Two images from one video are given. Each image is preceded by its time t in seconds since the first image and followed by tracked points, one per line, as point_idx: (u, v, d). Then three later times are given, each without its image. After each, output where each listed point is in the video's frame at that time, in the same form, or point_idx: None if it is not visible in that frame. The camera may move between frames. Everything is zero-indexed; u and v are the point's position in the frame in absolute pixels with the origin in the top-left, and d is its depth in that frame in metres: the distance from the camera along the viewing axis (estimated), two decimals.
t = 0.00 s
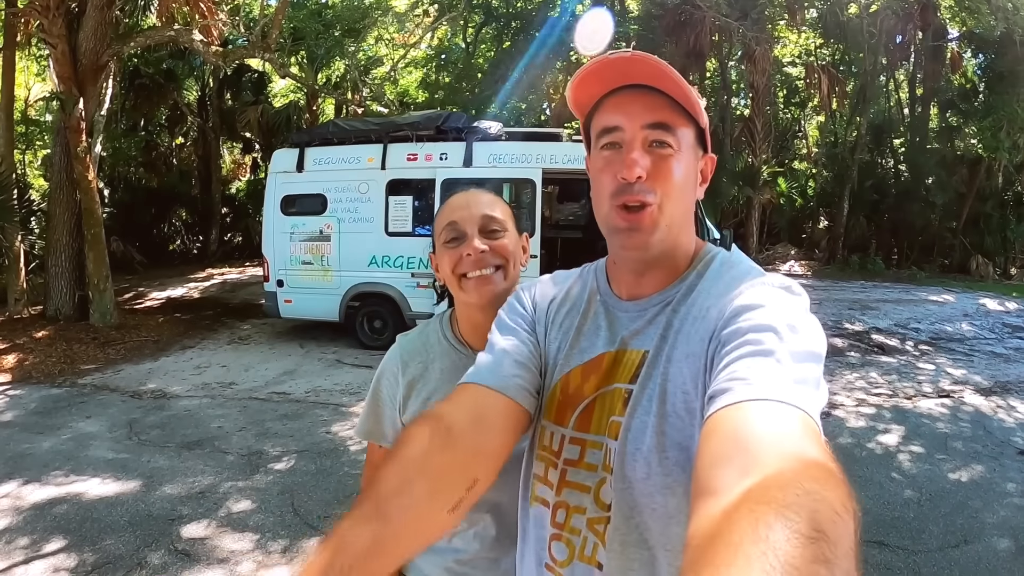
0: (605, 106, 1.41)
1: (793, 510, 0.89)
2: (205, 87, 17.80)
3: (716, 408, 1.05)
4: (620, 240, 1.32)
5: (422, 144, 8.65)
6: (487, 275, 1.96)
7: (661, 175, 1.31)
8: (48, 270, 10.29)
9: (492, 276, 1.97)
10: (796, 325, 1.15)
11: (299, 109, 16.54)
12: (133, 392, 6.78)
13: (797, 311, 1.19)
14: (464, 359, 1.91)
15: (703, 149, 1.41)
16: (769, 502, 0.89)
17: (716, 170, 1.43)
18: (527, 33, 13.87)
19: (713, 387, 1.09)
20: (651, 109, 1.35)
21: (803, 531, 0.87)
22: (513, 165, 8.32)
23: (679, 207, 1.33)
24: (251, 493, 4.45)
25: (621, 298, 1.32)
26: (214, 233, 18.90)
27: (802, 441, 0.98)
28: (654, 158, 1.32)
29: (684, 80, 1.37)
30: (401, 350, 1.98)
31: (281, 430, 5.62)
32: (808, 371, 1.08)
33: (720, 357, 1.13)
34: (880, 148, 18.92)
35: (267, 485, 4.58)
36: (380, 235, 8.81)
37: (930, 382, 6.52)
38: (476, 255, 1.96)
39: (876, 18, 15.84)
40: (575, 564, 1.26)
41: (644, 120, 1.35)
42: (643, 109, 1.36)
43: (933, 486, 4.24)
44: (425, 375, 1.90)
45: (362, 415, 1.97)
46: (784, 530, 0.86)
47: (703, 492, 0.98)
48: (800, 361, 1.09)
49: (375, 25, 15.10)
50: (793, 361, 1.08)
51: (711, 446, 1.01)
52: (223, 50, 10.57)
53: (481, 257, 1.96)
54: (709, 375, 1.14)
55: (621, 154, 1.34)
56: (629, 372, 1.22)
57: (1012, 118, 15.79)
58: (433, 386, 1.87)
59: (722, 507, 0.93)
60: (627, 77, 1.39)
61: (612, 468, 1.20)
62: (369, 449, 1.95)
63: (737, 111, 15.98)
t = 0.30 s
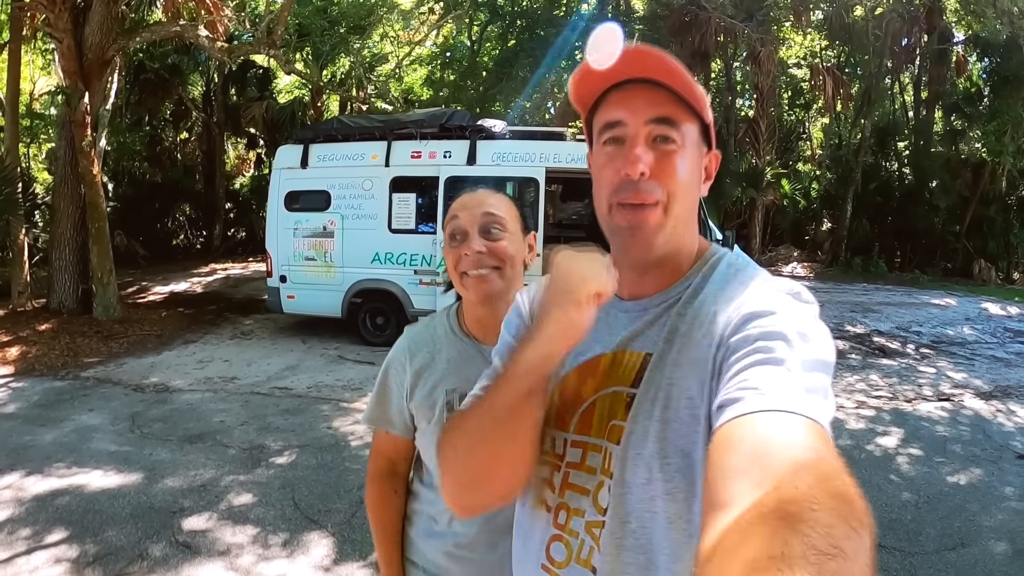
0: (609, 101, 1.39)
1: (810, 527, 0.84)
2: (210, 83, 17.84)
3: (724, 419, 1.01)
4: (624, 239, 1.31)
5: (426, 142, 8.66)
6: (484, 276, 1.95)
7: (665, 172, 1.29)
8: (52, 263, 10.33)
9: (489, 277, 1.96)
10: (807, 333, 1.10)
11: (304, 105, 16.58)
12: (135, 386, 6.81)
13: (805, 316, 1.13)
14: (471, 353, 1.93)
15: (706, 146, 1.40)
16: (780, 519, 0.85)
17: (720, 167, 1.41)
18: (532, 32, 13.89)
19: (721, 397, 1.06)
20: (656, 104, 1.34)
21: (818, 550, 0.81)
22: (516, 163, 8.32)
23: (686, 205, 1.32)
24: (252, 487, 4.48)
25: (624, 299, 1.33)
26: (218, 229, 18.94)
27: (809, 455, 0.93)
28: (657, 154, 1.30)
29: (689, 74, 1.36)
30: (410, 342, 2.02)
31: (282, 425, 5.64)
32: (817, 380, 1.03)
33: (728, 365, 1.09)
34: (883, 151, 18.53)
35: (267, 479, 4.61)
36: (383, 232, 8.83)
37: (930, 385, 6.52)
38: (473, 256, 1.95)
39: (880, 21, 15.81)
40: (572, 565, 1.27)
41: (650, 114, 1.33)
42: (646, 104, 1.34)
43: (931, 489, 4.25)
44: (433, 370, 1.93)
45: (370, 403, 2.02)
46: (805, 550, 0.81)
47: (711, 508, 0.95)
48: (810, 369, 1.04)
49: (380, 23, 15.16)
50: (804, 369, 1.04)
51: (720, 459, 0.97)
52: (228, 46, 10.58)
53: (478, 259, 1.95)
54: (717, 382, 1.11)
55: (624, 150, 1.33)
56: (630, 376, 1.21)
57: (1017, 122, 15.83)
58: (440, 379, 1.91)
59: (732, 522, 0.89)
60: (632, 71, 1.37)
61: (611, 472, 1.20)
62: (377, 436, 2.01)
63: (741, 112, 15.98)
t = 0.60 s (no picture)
0: (620, 91, 1.39)
1: (830, 526, 0.87)
2: (211, 78, 17.86)
3: (738, 421, 1.00)
4: (630, 235, 1.31)
5: (425, 140, 8.69)
6: (436, 271, 2.11)
7: (677, 167, 1.29)
8: (52, 256, 10.35)
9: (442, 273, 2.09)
10: (821, 335, 1.10)
11: (304, 102, 16.58)
12: (134, 379, 6.83)
13: (814, 317, 1.12)
14: (458, 336, 2.04)
15: (719, 139, 1.39)
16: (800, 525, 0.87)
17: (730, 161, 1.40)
18: (533, 31, 13.90)
19: (731, 398, 1.04)
20: (669, 98, 1.34)
21: (839, 553, 0.84)
22: (515, 162, 8.38)
23: (696, 201, 1.32)
24: (249, 478, 4.50)
25: (624, 292, 1.33)
26: (217, 224, 18.92)
27: (832, 461, 0.94)
28: (670, 149, 1.31)
29: (706, 67, 1.36)
30: (408, 325, 2.12)
31: (279, 418, 5.67)
32: (825, 386, 1.03)
33: (738, 365, 1.07)
34: (883, 154, 18.87)
35: (264, 470, 4.64)
36: (382, 229, 8.85)
37: (923, 387, 6.56)
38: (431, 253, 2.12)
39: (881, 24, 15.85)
40: (568, 561, 1.25)
41: (664, 109, 1.33)
42: (661, 97, 1.34)
43: (922, 489, 4.28)
44: (424, 351, 2.04)
45: (370, 377, 2.10)
46: (834, 552, 0.84)
47: (729, 509, 0.96)
48: (822, 376, 1.04)
49: (382, 21, 15.21)
50: (817, 375, 1.04)
51: (736, 462, 0.97)
52: (229, 42, 10.59)
53: (436, 256, 2.11)
54: (726, 383, 1.08)
55: (636, 142, 1.33)
56: (627, 370, 1.20)
57: (1016, 127, 15.89)
58: (430, 359, 2.02)
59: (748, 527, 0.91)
60: (646, 60, 1.36)
61: (609, 468, 1.16)
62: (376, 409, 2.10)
63: (741, 113, 16.00)
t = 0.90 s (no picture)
0: (578, 90, 1.41)
1: (809, 523, 0.86)
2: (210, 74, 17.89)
3: (715, 420, 1.04)
4: (592, 236, 1.35)
5: (422, 138, 8.74)
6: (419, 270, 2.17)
7: (632, 168, 1.32)
8: (51, 250, 10.37)
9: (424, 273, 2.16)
10: (790, 328, 1.13)
11: (302, 99, 16.58)
12: (132, 371, 6.87)
13: (787, 314, 1.15)
14: (438, 326, 2.11)
15: (681, 135, 1.40)
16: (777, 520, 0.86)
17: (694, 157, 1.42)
18: (531, 32, 13.93)
19: (708, 398, 1.07)
20: (623, 97, 1.35)
21: (816, 548, 0.83)
22: (510, 161, 8.48)
23: (655, 201, 1.34)
24: (246, 469, 4.55)
25: (599, 293, 1.38)
26: (215, 220, 18.95)
27: (811, 461, 0.95)
28: (625, 148, 1.33)
29: (662, 63, 1.35)
30: (398, 316, 2.21)
31: (275, 411, 5.72)
32: (798, 376, 1.06)
33: (713, 365, 1.10)
34: (879, 157, 19.12)
35: (261, 461, 4.69)
36: (379, 226, 8.90)
37: (912, 388, 6.63)
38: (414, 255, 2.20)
39: (878, 28, 15.96)
40: (556, 558, 1.32)
41: (619, 108, 1.35)
42: (617, 97, 1.35)
43: (906, 487, 4.35)
44: (408, 338, 2.12)
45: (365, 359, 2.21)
46: (813, 547, 0.83)
47: (707, 511, 0.97)
48: (793, 369, 1.07)
49: (382, 19, 15.27)
50: (784, 367, 1.06)
51: (713, 466, 0.99)
52: (229, 39, 10.62)
53: (418, 258, 2.19)
54: (701, 383, 1.12)
55: (592, 144, 1.36)
56: (600, 374, 1.25)
57: (1011, 132, 15.98)
58: (413, 346, 2.10)
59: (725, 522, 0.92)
60: (605, 57, 1.36)
61: (588, 470, 1.22)
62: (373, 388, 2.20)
63: (738, 115, 16.08)
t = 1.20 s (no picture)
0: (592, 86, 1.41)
1: (848, 527, 0.82)
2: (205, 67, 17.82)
3: (749, 421, 0.97)
4: (608, 226, 1.34)
5: (419, 134, 8.75)
6: (440, 253, 2.13)
7: (637, 155, 1.28)
8: (46, 242, 10.32)
9: (447, 254, 2.13)
10: (828, 324, 1.07)
11: (298, 93, 16.53)
12: (127, 364, 6.85)
13: (822, 306, 1.09)
14: (437, 314, 2.12)
15: (704, 119, 1.31)
16: (817, 526, 0.82)
17: (724, 142, 1.33)
18: (528, 29, 13.90)
19: (741, 396, 1.00)
20: (629, 87, 1.32)
21: (858, 556, 0.78)
22: (506, 157, 8.51)
23: (670, 186, 1.28)
24: (242, 460, 4.55)
25: (634, 279, 1.37)
26: (209, 214, 18.91)
27: (850, 457, 0.90)
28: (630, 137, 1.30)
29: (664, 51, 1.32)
30: (394, 306, 2.21)
31: (271, 403, 5.72)
32: (835, 378, 0.98)
33: (747, 360, 1.04)
34: (873, 158, 19.08)
35: (257, 453, 4.69)
36: (375, 221, 8.89)
37: (904, 387, 6.69)
38: (434, 237, 2.15)
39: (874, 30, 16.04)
40: (572, 538, 1.31)
41: (623, 99, 1.32)
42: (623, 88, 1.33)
43: (897, 482, 4.39)
44: (407, 328, 2.13)
45: (359, 349, 2.23)
46: (855, 555, 0.78)
47: (741, 513, 0.92)
48: (832, 367, 1.00)
49: (379, 14, 15.25)
50: (826, 367, 0.99)
51: (751, 466, 0.93)
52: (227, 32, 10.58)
53: (436, 241, 2.15)
54: (732, 379, 1.07)
55: (602, 135, 1.35)
56: (633, 360, 1.22)
57: (1003, 135, 16.28)
58: (411, 335, 2.11)
59: (761, 527, 0.86)
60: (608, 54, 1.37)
61: (611, 454, 1.19)
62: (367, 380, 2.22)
63: (735, 114, 16.12)
